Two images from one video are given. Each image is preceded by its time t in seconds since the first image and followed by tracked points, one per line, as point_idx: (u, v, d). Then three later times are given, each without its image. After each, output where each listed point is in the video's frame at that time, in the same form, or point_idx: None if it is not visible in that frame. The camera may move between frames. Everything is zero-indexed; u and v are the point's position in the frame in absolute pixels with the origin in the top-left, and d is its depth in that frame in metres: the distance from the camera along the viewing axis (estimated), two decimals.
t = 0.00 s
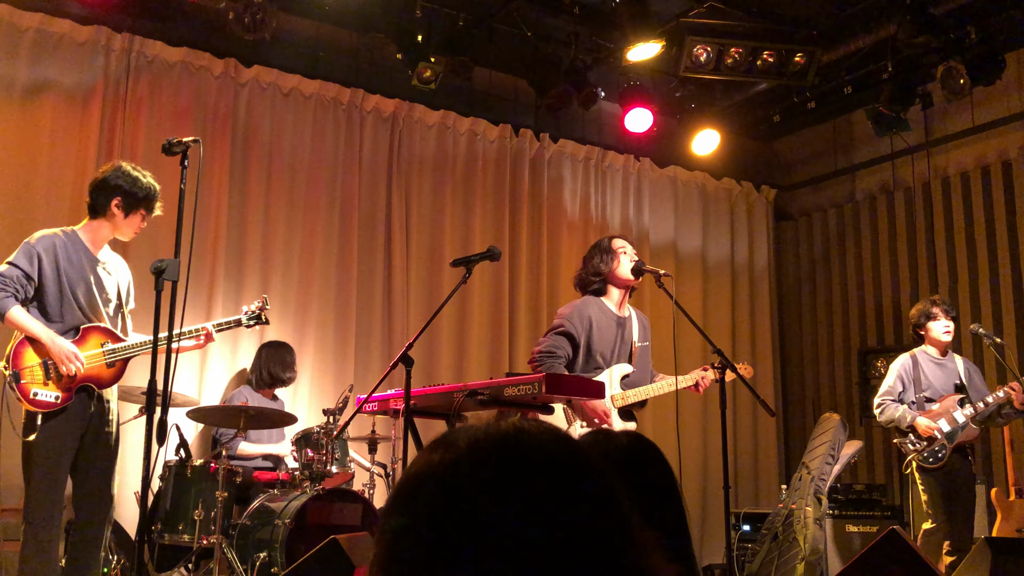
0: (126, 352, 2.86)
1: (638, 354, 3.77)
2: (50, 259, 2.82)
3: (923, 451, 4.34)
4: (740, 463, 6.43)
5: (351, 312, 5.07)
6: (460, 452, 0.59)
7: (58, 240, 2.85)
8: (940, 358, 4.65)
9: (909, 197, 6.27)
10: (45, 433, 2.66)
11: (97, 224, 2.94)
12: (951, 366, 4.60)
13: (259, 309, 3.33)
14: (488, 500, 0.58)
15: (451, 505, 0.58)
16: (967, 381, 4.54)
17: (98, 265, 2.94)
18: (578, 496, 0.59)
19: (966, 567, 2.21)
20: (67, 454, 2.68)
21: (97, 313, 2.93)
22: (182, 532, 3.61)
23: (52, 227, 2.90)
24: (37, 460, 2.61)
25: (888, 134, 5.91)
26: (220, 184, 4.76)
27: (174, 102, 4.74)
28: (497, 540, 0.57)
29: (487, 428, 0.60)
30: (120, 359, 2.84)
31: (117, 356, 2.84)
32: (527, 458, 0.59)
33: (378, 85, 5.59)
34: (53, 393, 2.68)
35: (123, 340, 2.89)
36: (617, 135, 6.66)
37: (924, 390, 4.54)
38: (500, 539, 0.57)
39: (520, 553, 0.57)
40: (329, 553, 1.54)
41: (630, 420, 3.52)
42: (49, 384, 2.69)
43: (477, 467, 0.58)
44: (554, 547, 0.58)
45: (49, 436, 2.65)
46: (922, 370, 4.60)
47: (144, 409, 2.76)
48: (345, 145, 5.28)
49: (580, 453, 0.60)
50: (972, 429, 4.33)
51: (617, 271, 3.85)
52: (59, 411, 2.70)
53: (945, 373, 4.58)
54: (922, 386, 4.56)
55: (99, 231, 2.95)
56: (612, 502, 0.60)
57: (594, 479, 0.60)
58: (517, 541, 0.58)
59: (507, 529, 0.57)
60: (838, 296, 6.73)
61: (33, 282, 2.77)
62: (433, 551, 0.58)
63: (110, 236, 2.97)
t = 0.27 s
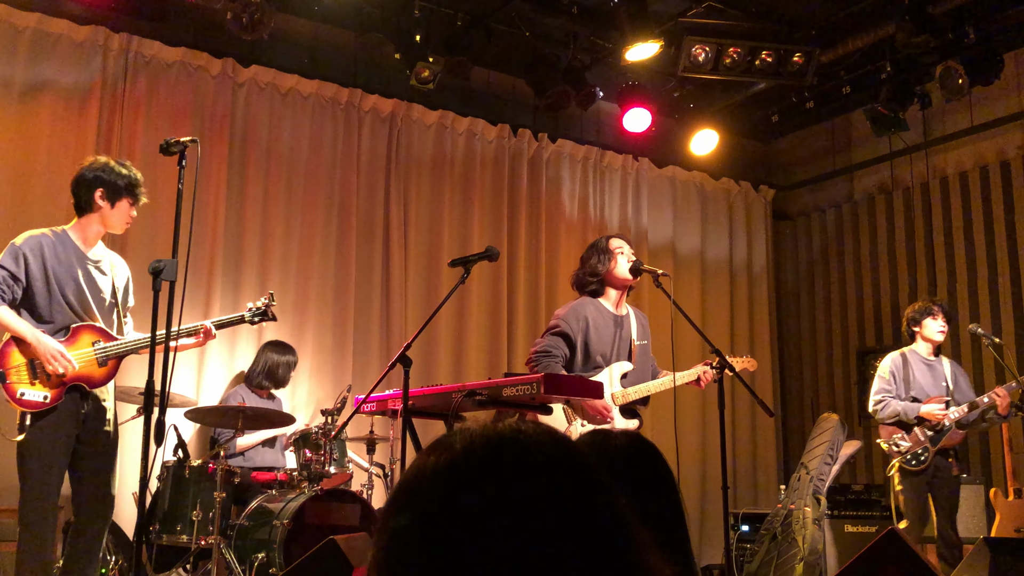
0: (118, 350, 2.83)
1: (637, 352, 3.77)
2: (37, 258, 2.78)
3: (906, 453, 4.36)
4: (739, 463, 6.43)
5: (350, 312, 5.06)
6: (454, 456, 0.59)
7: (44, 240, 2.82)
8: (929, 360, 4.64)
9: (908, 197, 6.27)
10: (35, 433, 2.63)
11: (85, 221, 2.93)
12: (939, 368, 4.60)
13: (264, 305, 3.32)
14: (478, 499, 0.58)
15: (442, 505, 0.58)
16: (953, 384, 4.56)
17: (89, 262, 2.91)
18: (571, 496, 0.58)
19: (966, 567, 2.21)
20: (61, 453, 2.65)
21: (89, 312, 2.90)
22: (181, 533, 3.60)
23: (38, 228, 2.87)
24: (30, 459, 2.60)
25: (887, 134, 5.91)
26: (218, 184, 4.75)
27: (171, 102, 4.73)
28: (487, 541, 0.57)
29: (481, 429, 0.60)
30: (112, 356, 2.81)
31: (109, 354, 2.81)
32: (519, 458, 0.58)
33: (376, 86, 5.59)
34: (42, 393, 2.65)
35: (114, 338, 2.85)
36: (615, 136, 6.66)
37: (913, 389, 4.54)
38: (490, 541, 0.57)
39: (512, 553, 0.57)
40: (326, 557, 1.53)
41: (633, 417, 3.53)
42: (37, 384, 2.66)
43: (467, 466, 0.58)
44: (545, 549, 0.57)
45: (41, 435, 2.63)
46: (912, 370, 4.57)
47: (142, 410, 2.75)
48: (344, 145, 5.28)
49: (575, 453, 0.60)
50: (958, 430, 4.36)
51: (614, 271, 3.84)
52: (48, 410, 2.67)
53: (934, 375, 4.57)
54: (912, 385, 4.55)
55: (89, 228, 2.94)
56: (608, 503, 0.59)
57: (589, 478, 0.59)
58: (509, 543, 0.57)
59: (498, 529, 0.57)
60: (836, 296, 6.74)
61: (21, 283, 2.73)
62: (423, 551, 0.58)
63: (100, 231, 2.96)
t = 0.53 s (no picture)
0: (112, 347, 2.77)
1: (641, 350, 3.74)
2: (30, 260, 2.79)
3: (883, 457, 4.48)
4: (739, 463, 6.43)
5: (349, 312, 5.06)
6: (448, 461, 0.59)
7: (36, 242, 2.82)
8: (908, 367, 4.78)
9: (907, 198, 6.28)
10: (33, 432, 2.64)
11: (80, 222, 2.92)
12: (917, 375, 4.73)
13: (278, 293, 3.26)
14: (471, 507, 0.58)
15: (435, 513, 0.58)
16: (931, 392, 4.68)
17: (86, 261, 2.90)
18: (564, 501, 0.59)
19: (964, 568, 2.21)
20: (60, 452, 2.66)
21: (87, 311, 2.88)
22: (180, 534, 3.60)
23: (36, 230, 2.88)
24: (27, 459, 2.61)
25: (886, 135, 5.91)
26: (217, 185, 4.75)
27: (171, 103, 4.73)
28: (480, 547, 0.57)
29: (475, 434, 0.61)
30: (106, 353, 2.76)
31: (102, 351, 2.76)
32: (513, 465, 0.59)
33: (375, 86, 5.59)
34: (32, 392, 2.65)
35: (108, 334, 2.79)
36: (615, 136, 6.66)
37: (889, 397, 4.66)
38: (484, 549, 0.57)
39: (505, 559, 0.57)
40: (327, 558, 1.53)
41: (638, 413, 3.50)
42: (27, 383, 2.65)
43: (461, 476, 0.58)
44: (539, 554, 0.58)
45: (39, 435, 2.64)
46: (891, 377, 4.72)
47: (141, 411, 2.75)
48: (343, 146, 5.28)
49: (567, 459, 0.61)
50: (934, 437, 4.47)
51: (613, 271, 3.83)
52: (41, 409, 2.67)
53: (912, 382, 4.71)
54: (889, 393, 4.68)
55: (85, 227, 2.93)
56: (602, 506, 0.60)
57: (580, 482, 0.60)
58: (504, 550, 0.58)
59: (491, 536, 0.58)
60: (836, 297, 6.74)
61: (15, 284, 2.75)
62: (416, 560, 0.58)
63: (98, 230, 2.95)
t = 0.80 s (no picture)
0: (111, 345, 2.76)
1: (646, 348, 3.71)
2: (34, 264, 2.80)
3: (868, 457, 4.40)
4: (739, 464, 6.43)
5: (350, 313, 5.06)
6: (445, 462, 0.60)
7: (41, 247, 2.83)
8: (893, 367, 4.66)
9: (908, 200, 6.28)
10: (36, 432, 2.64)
11: (84, 226, 2.93)
12: (902, 373, 4.63)
13: (289, 293, 3.23)
14: (471, 507, 0.58)
15: (433, 514, 0.58)
16: (918, 389, 4.58)
17: (92, 260, 2.88)
18: (561, 502, 0.59)
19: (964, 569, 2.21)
20: (67, 453, 2.66)
21: (90, 311, 2.86)
22: (181, 535, 3.61)
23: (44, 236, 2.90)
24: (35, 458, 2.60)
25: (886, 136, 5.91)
26: (218, 187, 4.76)
27: (172, 104, 4.74)
28: (478, 548, 0.58)
29: (472, 437, 0.62)
30: (105, 351, 2.75)
31: (101, 349, 2.74)
32: (511, 465, 0.60)
33: (376, 88, 5.59)
34: (29, 390, 2.67)
35: (108, 334, 2.78)
36: (616, 138, 6.67)
37: (875, 397, 4.57)
38: (483, 550, 0.58)
39: (505, 559, 0.58)
40: (326, 559, 1.53)
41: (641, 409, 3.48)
42: (26, 382, 2.69)
43: (458, 476, 0.59)
44: (537, 555, 0.58)
45: (45, 435, 2.64)
46: (875, 378, 4.62)
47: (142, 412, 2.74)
48: (344, 147, 5.29)
49: (565, 461, 0.61)
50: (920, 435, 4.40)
51: (615, 271, 3.82)
52: (39, 408, 2.68)
53: (898, 382, 4.60)
54: (874, 394, 4.58)
55: (90, 230, 2.93)
56: (599, 508, 0.60)
57: (576, 482, 0.60)
58: (502, 551, 0.58)
59: (489, 536, 0.58)
60: (836, 298, 6.74)
61: (22, 290, 2.79)
62: (415, 561, 0.58)
63: (102, 231, 2.94)
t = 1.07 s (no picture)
0: (113, 346, 2.75)
1: (650, 346, 3.69)
2: (44, 265, 2.82)
3: (870, 459, 4.37)
4: (741, 466, 6.42)
5: (351, 314, 5.06)
6: (454, 464, 0.59)
7: (52, 248, 2.84)
8: (891, 370, 4.65)
9: (910, 201, 6.27)
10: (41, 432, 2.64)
11: (95, 228, 2.93)
12: (900, 376, 4.62)
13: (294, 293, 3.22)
14: (477, 506, 0.58)
15: (439, 514, 0.58)
16: (916, 391, 4.59)
17: (101, 263, 2.88)
18: (568, 501, 0.59)
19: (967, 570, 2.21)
20: (71, 453, 2.65)
21: (97, 313, 2.87)
22: (183, 536, 3.61)
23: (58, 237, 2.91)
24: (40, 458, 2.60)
25: (888, 137, 5.91)
26: (220, 187, 4.77)
27: (174, 105, 4.74)
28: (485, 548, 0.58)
29: (479, 436, 0.61)
30: (108, 352, 2.74)
31: (105, 350, 2.74)
32: (519, 464, 0.59)
33: (377, 89, 5.59)
34: (34, 392, 2.67)
35: (111, 334, 2.77)
36: (617, 139, 6.66)
37: (875, 400, 4.54)
38: (489, 553, 0.57)
39: (511, 559, 0.57)
40: (329, 561, 1.53)
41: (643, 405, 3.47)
42: (30, 383, 2.70)
43: (466, 476, 0.59)
44: (544, 555, 0.58)
45: (48, 435, 2.64)
46: (874, 381, 4.59)
47: (144, 413, 2.73)
48: (345, 148, 5.29)
49: (572, 460, 0.61)
50: (920, 436, 4.42)
51: (618, 272, 3.80)
52: (43, 409, 2.68)
53: (896, 384, 4.59)
54: (874, 397, 4.55)
55: (101, 233, 2.93)
56: (606, 508, 0.60)
57: (584, 483, 0.60)
58: (509, 553, 0.57)
59: (495, 536, 0.58)
60: (838, 299, 6.73)
61: (33, 291, 2.82)
62: (422, 561, 0.58)
63: (112, 234, 2.93)
